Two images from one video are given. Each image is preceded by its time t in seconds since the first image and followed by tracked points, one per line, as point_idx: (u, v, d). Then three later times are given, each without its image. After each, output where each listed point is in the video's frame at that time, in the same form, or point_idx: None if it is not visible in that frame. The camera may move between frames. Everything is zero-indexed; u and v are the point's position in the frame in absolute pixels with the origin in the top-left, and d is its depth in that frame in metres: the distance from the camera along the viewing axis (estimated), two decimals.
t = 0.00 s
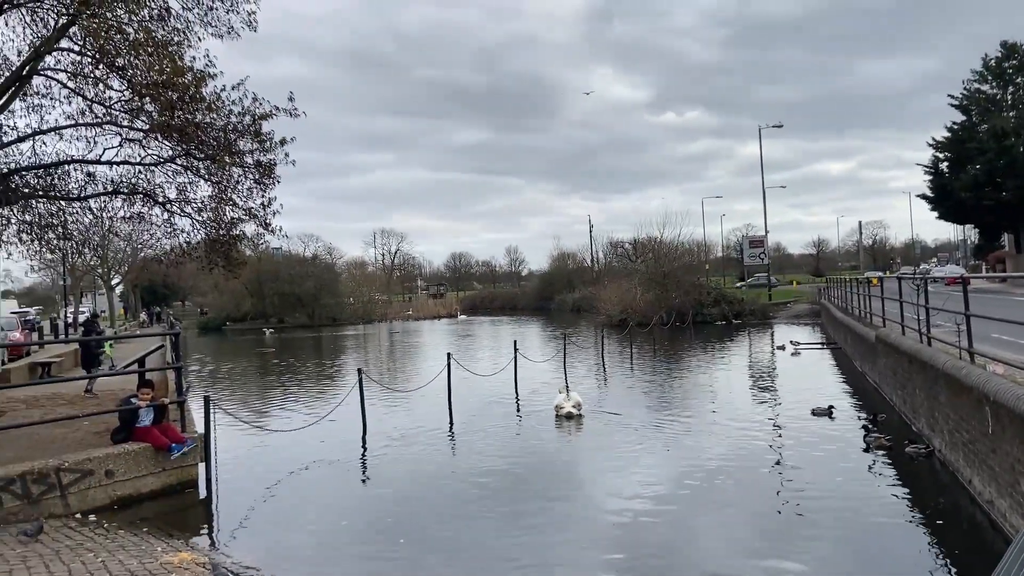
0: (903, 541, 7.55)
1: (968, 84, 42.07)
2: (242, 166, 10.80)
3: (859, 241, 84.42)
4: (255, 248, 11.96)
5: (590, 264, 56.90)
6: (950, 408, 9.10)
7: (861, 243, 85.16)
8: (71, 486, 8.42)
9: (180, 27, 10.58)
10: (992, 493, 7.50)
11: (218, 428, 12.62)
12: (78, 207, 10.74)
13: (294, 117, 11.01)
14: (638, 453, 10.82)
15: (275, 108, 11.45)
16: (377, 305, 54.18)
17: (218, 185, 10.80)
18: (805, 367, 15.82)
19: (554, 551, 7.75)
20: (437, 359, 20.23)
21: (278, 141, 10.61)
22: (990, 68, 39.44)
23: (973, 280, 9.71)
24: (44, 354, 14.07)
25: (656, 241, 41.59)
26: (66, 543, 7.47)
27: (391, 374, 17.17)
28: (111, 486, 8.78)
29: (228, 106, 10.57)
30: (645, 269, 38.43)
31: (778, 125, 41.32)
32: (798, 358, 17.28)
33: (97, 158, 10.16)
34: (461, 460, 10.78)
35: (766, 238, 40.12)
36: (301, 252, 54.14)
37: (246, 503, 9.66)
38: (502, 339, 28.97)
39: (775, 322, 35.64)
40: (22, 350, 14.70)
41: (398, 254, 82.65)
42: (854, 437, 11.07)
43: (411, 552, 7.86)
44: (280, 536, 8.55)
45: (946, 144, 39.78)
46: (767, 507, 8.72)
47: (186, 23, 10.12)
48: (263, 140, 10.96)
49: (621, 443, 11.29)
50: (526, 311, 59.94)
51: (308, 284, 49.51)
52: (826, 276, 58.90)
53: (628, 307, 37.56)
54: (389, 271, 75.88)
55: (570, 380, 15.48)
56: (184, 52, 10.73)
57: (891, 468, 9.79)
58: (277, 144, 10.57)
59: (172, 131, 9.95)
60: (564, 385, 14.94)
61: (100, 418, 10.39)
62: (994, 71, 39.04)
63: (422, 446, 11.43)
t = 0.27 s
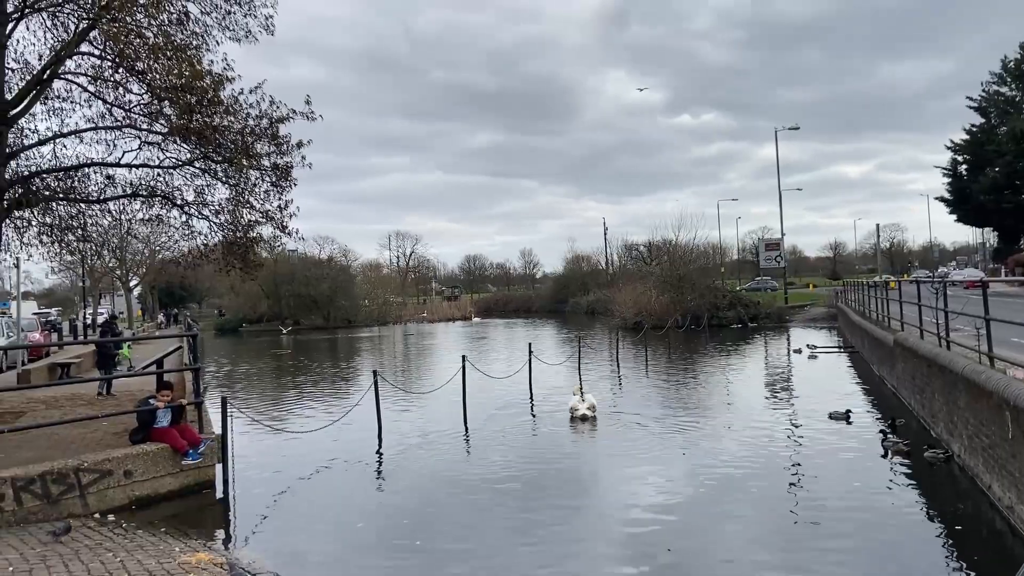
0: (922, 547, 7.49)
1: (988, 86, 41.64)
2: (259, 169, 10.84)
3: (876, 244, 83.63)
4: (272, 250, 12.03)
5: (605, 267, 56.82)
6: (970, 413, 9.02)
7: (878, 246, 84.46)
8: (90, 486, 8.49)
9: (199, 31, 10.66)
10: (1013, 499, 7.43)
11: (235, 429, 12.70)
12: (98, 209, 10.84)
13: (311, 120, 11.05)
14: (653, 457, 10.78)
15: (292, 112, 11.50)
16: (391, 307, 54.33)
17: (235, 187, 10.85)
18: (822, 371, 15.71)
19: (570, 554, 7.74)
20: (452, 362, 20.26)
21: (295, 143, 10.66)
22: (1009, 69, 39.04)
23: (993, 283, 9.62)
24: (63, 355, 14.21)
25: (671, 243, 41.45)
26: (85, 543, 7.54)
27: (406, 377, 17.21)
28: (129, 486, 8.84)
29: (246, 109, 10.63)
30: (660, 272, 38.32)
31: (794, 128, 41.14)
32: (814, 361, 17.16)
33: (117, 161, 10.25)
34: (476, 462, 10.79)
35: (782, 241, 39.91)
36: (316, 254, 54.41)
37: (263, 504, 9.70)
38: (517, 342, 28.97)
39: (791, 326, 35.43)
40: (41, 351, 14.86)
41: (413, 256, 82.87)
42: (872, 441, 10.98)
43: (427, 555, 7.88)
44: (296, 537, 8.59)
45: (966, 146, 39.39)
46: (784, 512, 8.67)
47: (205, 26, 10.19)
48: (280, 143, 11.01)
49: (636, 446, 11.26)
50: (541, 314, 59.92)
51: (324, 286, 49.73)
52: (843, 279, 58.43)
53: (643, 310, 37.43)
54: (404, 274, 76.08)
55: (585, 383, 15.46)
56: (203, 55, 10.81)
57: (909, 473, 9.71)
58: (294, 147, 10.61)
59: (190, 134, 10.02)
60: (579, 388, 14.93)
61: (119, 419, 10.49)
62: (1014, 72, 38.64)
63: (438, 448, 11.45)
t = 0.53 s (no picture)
0: (940, 552, 7.42)
1: (1007, 87, 41.21)
2: (275, 172, 10.89)
3: (893, 247, 82.90)
4: (289, 252, 12.09)
5: (619, 269, 56.75)
6: (989, 418, 8.93)
7: (894, 249, 83.79)
8: (109, 486, 8.56)
9: (216, 34, 10.74)
10: None
11: (251, 430, 12.77)
12: (116, 212, 10.94)
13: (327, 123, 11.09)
14: (668, 460, 10.74)
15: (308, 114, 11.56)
16: (406, 309, 54.51)
17: (252, 190, 10.91)
18: (839, 375, 15.61)
19: (584, 557, 7.73)
20: (466, 364, 20.28)
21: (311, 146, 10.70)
22: None
23: (1012, 286, 9.52)
24: (81, 356, 14.35)
25: (686, 246, 41.35)
26: (104, 542, 7.59)
27: (420, 379, 17.24)
28: (147, 487, 8.91)
29: (263, 112, 10.70)
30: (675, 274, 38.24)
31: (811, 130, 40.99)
32: (831, 365, 17.04)
33: (135, 164, 10.34)
34: (490, 465, 10.79)
35: (798, 244, 39.70)
36: (331, 257, 54.70)
37: (279, 505, 9.75)
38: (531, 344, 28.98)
39: (807, 329, 35.24)
40: (61, 352, 15.02)
41: (427, 258, 83.13)
42: (889, 446, 10.89)
43: (441, 557, 7.89)
44: (312, 538, 8.62)
45: (984, 148, 39.02)
46: (800, 516, 8.62)
47: (222, 30, 10.26)
48: (296, 145, 11.07)
49: (651, 449, 11.22)
50: (555, 316, 59.91)
51: (339, 288, 49.98)
52: (861, 283, 57.99)
53: (657, 313, 37.32)
54: (419, 276, 76.33)
55: (599, 386, 15.44)
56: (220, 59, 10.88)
57: (927, 477, 9.62)
58: (311, 149, 10.66)
59: (207, 137, 10.09)
60: (593, 391, 14.91)
61: (137, 420, 10.58)
62: None
63: (452, 451, 11.46)
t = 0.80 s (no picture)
0: (960, 557, 7.34)
1: None
2: (292, 174, 10.92)
3: (910, 250, 82.18)
4: (304, 254, 12.13)
5: (633, 271, 56.59)
6: (1009, 421, 8.83)
7: (911, 251, 83.08)
8: (127, 486, 8.61)
9: (233, 37, 10.80)
10: None
11: (267, 431, 12.83)
12: (134, 213, 11.02)
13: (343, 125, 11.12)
14: (684, 463, 10.70)
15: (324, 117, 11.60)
16: (420, 311, 54.60)
17: (269, 192, 10.95)
18: (856, 378, 15.49)
19: (599, 560, 7.70)
20: (480, 366, 20.27)
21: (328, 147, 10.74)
22: None
23: None
24: (100, 357, 14.46)
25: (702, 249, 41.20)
26: (122, 542, 7.64)
27: (434, 381, 17.27)
28: (164, 487, 8.95)
29: (279, 114, 10.74)
30: (689, 277, 38.11)
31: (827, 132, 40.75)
32: (848, 368, 16.92)
33: (153, 166, 10.42)
34: (505, 467, 10.78)
35: (814, 246, 39.47)
36: (345, 259, 54.89)
37: (294, 506, 9.77)
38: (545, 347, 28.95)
39: (823, 332, 35.00)
40: (79, 353, 15.14)
41: (441, 260, 83.26)
42: (908, 450, 10.79)
43: (455, 559, 7.88)
44: (328, 539, 8.64)
45: (1003, 148, 38.62)
46: (817, 520, 8.57)
47: (239, 33, 10.32)
48: (312, 148, 11.11)
49: (667, 452, 11.18)
50: (569, 319, 59.83)
51: (353, 289, 50.14)
52: (878, 285, 57.53)
53: (672, 316, 37.20)
54: (433, 278, 76.46)
55: (614, 388, 15.40)
56: (237, 62, 10.94)
57: (947, 481, 9.53)
58: (327, 151, 10.70)
59: (225, 140, 10.15)
60: (608, 393, 14.87)
61: (154, 421, 10.64)
62: None
63: (467, 453, 11.46)
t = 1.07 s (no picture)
0: (978, 561, 7.29)
1: None
2: (307, 176, 10.99)
3: (927, 252, 81.51)
4: (319, 256, 12.20)
5: (647, 274, 56.46)
6: None
7: (928, 253, 82.33)
8: (145, 487, 8.68)
9: (250, 41, 10.86)
10: None
11: (283, 432, 12.90)
12: (152, 216, 11.12)
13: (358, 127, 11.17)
14: (698, 466, 10.68)
15: (339, 120, 11.64)
16: (434, 313, 54.71)
17: (284, 195, 11.02)
18: (872, 381, 15.39)
19: (614, 562, 7.70)
20: (494, 368, 20.31)
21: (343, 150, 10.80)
22: None
23: None
24: (117, 358, 14.61)
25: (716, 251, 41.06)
26: (139, 542, 7.70)
27: (448, 383, 17.30)
28: (182, 488, 9.02)
29: (295, 118, 10.81)
30: (704, 279, 37.99)
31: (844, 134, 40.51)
32: (864, 371, 16.81)
33: (170, 169, 10.51)
34: (519, 469, 10.80)
35: (830, 248, 39.23)
36: (360, 261, 55.10)
37: (310, 507, 9.81)
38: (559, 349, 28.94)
39: (839, 334, 34.78)
40: (97, 354, 15.28)
41: (455, 262, 83.36)
42: (925, 453, 10.71)
43: (469, 560, 7.90)
44: (343, 540, 8.68)
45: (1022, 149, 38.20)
46: (832, 523, 8.53)
47: (255, 37, 10.38)
48: (328, 150, 11.15)
49: (681, 455, 11.16)
50: (583, 321, 59.75)
51: (367, 291, 50.33)
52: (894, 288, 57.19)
53: (686, 319, 37.10)
54: (447, 280, 76.58)
55: (629, 391, 15.38)
56: (253, 65, 11.01)
57: (965, 485, 9.46)
58: (342, 154, 10.75)
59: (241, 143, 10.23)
60: (622, 395, 14.86)
61: (171, 422, 10.73)
62: None
63: (482, 455, 11.48)
